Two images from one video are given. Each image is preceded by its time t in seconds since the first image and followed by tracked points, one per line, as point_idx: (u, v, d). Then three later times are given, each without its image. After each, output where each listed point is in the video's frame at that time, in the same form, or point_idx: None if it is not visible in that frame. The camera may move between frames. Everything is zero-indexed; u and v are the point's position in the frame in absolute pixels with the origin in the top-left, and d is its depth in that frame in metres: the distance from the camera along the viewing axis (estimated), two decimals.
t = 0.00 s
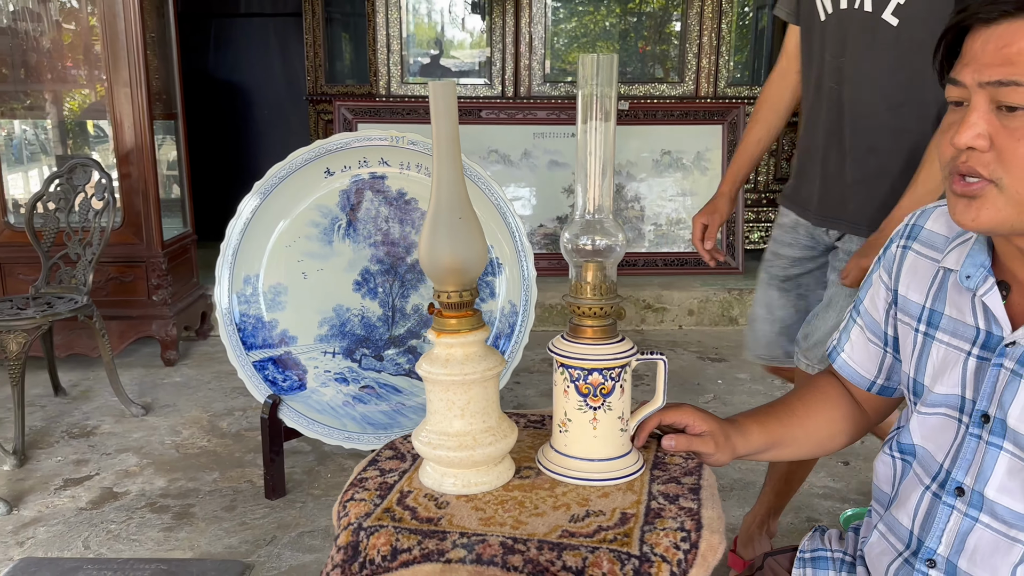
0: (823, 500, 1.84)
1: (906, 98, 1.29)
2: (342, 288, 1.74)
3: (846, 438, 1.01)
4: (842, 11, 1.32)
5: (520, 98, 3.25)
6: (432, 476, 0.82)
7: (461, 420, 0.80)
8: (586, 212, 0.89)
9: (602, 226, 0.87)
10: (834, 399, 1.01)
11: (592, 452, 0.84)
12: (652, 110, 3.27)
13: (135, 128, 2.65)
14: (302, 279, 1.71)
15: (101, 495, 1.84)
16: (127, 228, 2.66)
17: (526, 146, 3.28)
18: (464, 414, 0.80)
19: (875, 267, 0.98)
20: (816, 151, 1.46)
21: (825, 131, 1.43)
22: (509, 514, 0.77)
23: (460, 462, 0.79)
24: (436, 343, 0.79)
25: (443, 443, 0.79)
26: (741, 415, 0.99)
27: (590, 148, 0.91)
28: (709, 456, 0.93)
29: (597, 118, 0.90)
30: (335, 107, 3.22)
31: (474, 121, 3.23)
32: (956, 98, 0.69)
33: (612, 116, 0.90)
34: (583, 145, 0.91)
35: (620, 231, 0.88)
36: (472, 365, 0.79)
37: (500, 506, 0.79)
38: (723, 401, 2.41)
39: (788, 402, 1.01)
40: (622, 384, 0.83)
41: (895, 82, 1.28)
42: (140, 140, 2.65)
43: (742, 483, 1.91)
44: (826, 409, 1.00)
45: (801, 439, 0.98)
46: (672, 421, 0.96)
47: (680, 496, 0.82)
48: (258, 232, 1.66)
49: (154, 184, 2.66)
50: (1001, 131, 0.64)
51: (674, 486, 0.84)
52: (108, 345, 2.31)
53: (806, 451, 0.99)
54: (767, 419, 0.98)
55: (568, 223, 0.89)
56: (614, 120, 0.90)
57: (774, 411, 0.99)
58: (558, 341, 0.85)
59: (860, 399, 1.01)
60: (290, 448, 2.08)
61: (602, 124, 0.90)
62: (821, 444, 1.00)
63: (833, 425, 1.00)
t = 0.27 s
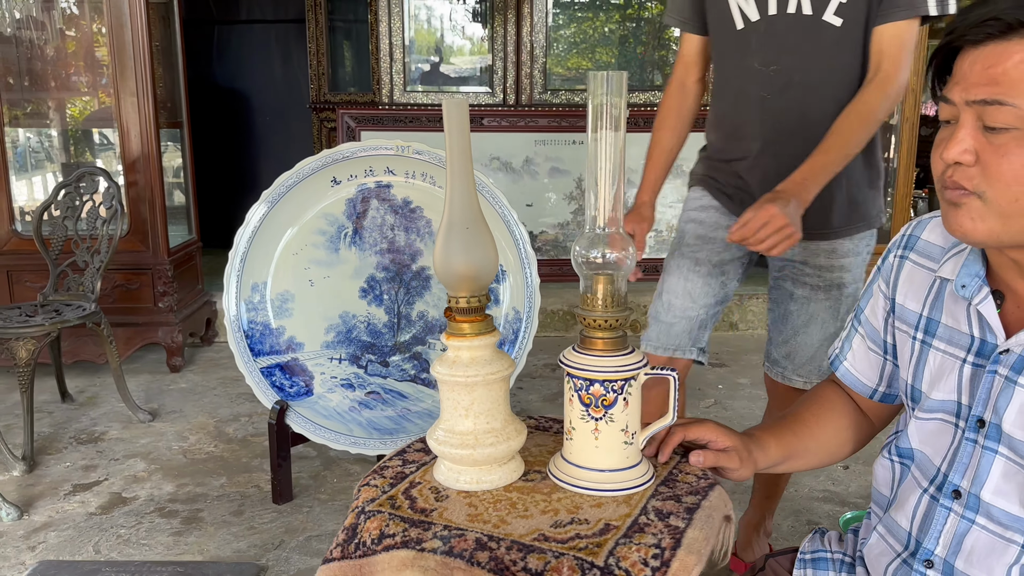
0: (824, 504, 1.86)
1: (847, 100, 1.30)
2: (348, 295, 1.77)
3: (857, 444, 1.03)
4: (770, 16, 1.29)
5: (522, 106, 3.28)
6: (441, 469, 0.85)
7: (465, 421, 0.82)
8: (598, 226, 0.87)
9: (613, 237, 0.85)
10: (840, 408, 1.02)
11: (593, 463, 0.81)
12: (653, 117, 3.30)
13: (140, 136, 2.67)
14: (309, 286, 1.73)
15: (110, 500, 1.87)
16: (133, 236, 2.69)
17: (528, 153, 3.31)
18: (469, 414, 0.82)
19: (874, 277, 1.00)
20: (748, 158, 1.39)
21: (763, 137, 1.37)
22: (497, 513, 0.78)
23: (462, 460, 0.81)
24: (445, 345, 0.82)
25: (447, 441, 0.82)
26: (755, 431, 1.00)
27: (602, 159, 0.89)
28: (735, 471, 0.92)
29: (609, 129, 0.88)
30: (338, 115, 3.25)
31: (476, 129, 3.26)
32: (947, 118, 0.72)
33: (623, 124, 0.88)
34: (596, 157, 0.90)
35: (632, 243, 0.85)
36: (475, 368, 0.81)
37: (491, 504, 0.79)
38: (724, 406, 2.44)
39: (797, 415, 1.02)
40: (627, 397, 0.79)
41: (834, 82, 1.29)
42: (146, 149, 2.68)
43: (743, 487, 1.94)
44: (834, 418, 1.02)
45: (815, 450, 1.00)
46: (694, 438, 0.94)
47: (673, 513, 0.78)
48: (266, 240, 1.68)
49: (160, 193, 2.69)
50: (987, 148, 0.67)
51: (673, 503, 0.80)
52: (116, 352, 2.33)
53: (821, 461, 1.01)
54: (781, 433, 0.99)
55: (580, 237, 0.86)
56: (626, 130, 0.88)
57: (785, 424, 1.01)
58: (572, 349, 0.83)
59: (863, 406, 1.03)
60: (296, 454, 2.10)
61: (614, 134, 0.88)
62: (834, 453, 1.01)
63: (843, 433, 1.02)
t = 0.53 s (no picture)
0: (816, 507, 1.88)
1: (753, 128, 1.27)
2: (346, 302, 1.79)
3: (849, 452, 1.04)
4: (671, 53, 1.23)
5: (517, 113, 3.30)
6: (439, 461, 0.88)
7: (456, 419, 0.85)
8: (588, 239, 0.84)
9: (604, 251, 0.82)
10: (831, 419, 1.04)
11: (577, 473, 0.80)
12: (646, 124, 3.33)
13: (139, 144, 2.70)
14: (306, 294, 1.75)
15: (109, 505, 1.88)
16: (132, 243, 2.71)
17: (523, 160, 3.34)
18: (462, 413, 0.85)
19: (861, 286, 1.03)
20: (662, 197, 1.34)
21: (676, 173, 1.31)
22: (471, 510, 0.79)
23: (452, 456, 0.84)
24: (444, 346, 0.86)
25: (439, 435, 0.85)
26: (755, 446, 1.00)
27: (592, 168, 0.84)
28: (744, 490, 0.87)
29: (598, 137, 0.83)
30: (335, 122, 3.28)
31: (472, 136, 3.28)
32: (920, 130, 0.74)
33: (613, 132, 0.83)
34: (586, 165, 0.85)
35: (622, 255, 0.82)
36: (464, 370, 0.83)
37: (468, 501, 0.81)
38: (718, 410, 2.46)
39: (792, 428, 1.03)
40: (610, 411, 0.78)
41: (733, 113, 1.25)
42: (144, 157, 2.70)
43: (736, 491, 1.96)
44: (826, 429, 1.03)
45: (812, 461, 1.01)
46: (706, 457, 0.87)
47: (637, 531, 0.75)
48: (264, 248, 1.70)
49: (158, 200, 2.71)
50: (955, 159, 0.69)
51: (642, 520, 0.77)
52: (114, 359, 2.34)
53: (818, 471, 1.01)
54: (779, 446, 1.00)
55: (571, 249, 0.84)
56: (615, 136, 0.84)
57: (781, 438, 1.02)
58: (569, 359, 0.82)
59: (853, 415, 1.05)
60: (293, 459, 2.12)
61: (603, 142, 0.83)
62: (829, 462, 1.02)
63: (836, 443, 1.03)
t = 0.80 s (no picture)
0: (810, 512, 1.89)
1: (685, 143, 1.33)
2: (342, 309, 1.80)
3: (842, 460, 1.05)
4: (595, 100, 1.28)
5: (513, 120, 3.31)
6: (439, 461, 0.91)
7: (452, 423, 0.86)
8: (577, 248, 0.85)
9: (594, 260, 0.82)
10: (824, 428, 1.05)
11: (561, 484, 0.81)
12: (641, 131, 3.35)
13: (136, 150, 2.70)
14: (303, 301, 1.76)
15: (105, 512, 1.88)
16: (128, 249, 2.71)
17: (519, 166, 3.35)
18: (457, 416, 0.86)
19: (851, 295, 1.04)
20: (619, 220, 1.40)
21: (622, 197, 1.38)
22: (452, 511, 0.81)
23: (448, 459, 0.86)
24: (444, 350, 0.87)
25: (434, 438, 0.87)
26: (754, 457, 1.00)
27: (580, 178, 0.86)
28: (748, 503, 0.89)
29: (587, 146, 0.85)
30: (331, 129, 3.29)
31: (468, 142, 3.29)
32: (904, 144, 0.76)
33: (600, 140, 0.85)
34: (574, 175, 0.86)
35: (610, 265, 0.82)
36: (458, 375, 0.84)
37: (452, 502, 0.83)
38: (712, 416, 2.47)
39: (787, 438, 1.03)
40: (590, 423, 0.78)
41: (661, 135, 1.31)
42: (141, 163, 2.71)
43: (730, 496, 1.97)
44: (821, 437, 1.04)
45: (811, 470, 1.01)
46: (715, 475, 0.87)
47: (602, 546, 0.74)
48: (261, 255, 1.71)
49: (155, 206, 2.71)
50: (936, 171, 0.70)
51: (614, 534, 0.76)
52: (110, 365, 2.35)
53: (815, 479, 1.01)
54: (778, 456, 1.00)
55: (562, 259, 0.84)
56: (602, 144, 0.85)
57: (779, 448, 1.02)
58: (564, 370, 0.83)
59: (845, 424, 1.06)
60: (289, 466, 2.12)
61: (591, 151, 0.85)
62: (825, 471, 1.03)
63: (830, 451, 1.03)
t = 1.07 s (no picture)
0: (803, 516, 1.90)
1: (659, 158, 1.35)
2: (337, 315, 1.80)
3: (829, 460, 1.06)
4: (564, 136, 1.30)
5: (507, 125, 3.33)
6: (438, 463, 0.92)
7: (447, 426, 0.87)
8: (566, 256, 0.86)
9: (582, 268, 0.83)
10: (811, 425, 1.06)
11: (550, 489, 0.81)
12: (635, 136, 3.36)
13: (131, 157, 2.71)
14: (298, 306, 1.77)
15: (100, 518, 1.89)
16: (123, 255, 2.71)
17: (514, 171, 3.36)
18: (451, 418, 0.87)
19: (840, 301, 1.05)
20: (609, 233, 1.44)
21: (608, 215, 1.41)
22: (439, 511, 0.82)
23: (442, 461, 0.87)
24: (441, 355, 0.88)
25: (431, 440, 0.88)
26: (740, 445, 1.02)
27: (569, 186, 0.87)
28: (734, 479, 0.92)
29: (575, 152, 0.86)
30: (327, 135, 3.30)
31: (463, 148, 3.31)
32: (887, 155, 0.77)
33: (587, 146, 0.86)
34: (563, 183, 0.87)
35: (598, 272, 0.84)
36: (453, 379, 0.85)
37: (442, 503, 0.84)
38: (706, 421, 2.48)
39: (773, 431, 1.05)
40: (575, 430, 0.79)
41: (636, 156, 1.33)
42: (137, 169, 2.72)
43: (724, 500, 1.98)
44: (807, 433, 1.05)
45: (794, 462, 1.03)
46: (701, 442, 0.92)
47: (579, 553, 0.75)
48: (256, 260, 1.72)
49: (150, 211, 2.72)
50: (919, 182, 0.71)
51: (592, 542, 0.76)
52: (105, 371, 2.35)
53: (800, 473, 1.03)
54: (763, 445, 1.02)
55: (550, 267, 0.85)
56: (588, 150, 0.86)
57: (764, 439, 1.03)
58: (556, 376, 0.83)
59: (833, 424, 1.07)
60: (284, 471, 2.13)
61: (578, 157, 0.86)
62: (810, 467, 1.04)
63: (816, 449, 1.05)
